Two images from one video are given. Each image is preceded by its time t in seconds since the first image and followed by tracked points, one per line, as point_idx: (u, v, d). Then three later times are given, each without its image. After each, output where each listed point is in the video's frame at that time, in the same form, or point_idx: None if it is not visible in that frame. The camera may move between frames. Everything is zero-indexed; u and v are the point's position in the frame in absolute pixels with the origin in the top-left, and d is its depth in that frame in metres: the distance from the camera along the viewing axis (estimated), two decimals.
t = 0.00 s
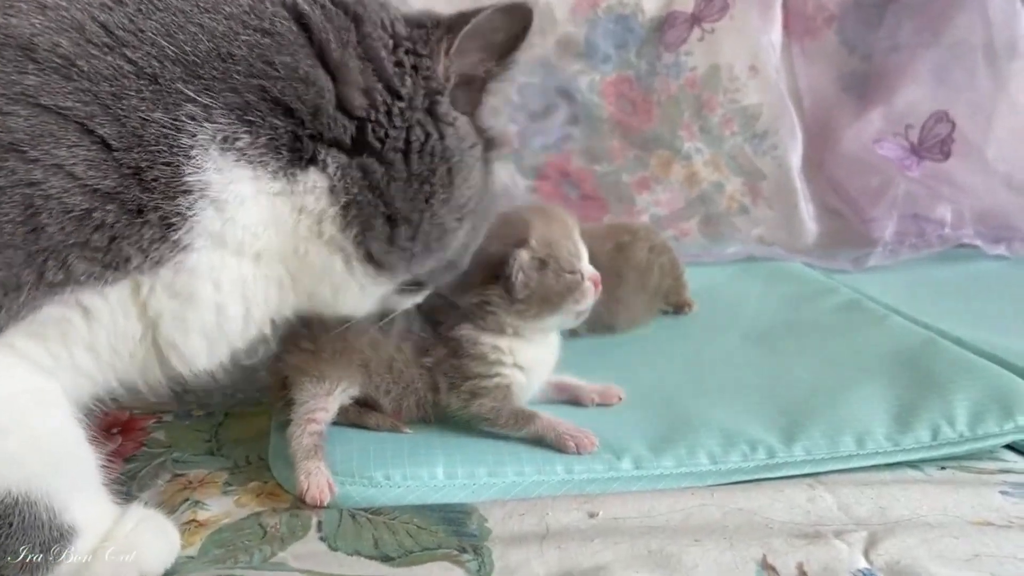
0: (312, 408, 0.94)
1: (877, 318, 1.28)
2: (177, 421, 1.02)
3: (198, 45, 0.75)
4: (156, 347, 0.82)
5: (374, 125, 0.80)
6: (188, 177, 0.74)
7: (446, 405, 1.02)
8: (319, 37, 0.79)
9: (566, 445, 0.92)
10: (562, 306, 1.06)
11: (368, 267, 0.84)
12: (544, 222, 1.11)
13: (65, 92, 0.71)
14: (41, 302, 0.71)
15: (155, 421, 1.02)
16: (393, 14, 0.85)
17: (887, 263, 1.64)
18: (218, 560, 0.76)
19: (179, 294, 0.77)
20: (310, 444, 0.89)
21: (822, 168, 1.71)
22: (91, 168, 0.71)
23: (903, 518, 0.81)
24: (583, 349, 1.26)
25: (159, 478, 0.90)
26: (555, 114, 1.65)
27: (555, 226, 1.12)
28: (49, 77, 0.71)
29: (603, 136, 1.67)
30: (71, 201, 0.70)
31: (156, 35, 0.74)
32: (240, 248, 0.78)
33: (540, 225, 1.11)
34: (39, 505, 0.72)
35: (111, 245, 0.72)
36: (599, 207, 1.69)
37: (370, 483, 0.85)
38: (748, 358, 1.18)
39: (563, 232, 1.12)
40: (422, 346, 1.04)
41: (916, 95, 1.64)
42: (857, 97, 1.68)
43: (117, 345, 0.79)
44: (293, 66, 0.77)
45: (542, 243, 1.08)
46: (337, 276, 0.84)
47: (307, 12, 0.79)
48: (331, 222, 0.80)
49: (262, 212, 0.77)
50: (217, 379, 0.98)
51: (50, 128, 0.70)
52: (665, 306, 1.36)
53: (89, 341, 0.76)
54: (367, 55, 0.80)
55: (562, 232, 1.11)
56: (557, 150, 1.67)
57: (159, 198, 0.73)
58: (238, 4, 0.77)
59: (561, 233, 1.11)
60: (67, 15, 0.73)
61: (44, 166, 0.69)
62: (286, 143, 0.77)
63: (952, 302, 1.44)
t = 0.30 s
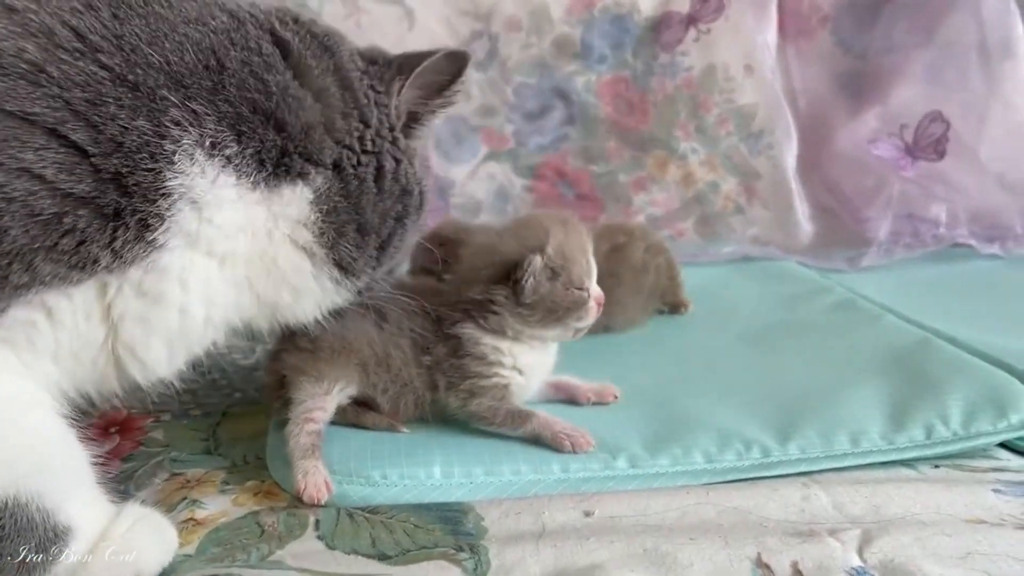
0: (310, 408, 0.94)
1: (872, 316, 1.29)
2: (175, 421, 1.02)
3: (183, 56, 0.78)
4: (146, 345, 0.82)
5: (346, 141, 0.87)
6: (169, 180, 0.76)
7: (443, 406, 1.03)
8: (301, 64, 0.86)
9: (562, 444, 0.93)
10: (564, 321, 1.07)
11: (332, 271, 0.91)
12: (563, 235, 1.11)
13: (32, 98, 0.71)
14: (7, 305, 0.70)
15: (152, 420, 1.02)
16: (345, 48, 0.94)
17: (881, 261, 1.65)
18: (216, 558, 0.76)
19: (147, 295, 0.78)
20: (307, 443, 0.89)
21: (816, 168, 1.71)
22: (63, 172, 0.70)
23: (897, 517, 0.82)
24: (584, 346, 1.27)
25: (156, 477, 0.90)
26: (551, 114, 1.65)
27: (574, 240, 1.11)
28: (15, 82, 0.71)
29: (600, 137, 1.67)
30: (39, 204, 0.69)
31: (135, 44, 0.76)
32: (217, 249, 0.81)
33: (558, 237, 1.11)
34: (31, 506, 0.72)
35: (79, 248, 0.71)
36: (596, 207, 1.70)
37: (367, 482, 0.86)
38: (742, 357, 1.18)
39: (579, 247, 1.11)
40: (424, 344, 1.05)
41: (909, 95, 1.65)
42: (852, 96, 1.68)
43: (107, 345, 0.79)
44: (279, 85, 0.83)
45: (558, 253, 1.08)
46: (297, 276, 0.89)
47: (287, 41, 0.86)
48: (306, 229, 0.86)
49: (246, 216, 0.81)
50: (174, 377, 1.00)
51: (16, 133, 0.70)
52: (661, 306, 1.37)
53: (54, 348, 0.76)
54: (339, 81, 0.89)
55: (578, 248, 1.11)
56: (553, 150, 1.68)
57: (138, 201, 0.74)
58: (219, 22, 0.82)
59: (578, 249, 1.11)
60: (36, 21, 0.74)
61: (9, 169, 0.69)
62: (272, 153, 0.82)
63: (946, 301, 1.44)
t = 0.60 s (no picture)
0: (310, 408, 0.95)
1: (870, 315, 1.30)
2: (176, 419, 1.03)
3: (172, 61, 0.79)
4: (145, 340, 0.83)
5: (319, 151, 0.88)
6: (162, 183, 0.77)
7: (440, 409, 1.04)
8: (282, 72, 0.87)
9: (560, 444, 0.93)
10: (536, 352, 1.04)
11: (317, 281, 0.93)
12: (545, 259, 1.05)
13: (25, 97, 0.71)
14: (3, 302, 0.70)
15: (153, 419, 1.03)
16: (317, 50, 0.95)
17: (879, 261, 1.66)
18: (219, 555, 0.77)
19: (143, 293, 0.79)
20: (306, 443, 0.90)
21: (814, 168, 1.72)
22: (56, 171, 0.71)
23: (895, 514, 0.83)
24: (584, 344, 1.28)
25: (158, 475, 0.91)
26: (550, 114, 1.66)
27: (557, 268, 1.04)
28: (8, 81, 0.71)
29: (598, 137, 1.68)
30: (32, 202, 0.69)
31: (126, 46, 0.77)
32: (211, 250, 0.82)
33: (539, 263, 1.04)
34: (33, 504, 0.72)
35: (71, 247, 0.72)
36: (594, 207, 1.71)
37: (369, 481, 0.86)
38: (740, 356, 1.19)
39: (559, 271, 1.04)
40: (422, 347, 1.07)
41: (907, 95, 1.66)
42: (849, 96, 1.68)
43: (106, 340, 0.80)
44: (263, 95, 0.84)
45: (530, 282, 1.03)
46: (283, 282, 0.91)
47: (263, 48, 0.87)
48: (288, 238, 0.88)
49: (232, 226, 0.83)
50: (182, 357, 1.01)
51: (8, 131, 0.70)
52: (659, 305, 1.37)
53: (50, 345, 0.76)
54: (316, 89, 0.90)
55: (561, 272, 1.04)
56: (551, 150, 1.68)
57: (130, 201, 0.75)
58: (201, 28, 0.83)
59: (559, 274, 1.04)
60: (27, 21, 0.74)
61: (4, 167, 0.69)
62: (257, 164, 0.83)
63: (943, 300, 1.45)
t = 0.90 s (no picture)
0: (309, 407, 0.94)
1: (869, 314, 1.30)
2: (174, 418, 1.02)
3: (176, 63, 0.80)
4: (144, 339, 0.83)
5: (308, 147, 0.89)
6: (166, 183, 0.78)
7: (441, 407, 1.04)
8: (272, 72, 0.89)
9: (559, 442, 0.93)
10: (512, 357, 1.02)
11: (303, 280, 0.93)
12: (528, 264, 1.04)
13: (37, 95, 0.72)
14: (5, 299, 0.69)
15: (152, 418, 1.02)
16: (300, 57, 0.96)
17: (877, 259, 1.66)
18: (218, 554, 0.77)
19: (138, 292, 0.78)
20: (304, 442, 0.89)
21: (812, 167, 1.72)
22: (64, 168, 0.71)
23: (894, 512, 0.83)
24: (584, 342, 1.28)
25: (157, 474, 0.91)
26: (548, 113, 1.66)
27: (537, 273, 1.03)
28: (20, 79, 0.71)
29: (596, 136, 1.68)
30: (42, 199, 0.70)
31: (133, 46, 0.78)
32: (207, 248, 0.82)
33: (520, 267, 1.03)
34: (33, 501, 0.72)
35: (76, 243, 0.72)
36: (592, 206, 1.71)
37: (369, 479, 0.86)
38: (739, 355, 1.19)
39: (539, 277, 1.03)
40: (421, 343, 1.07)
41: (905, 95, 1.66)
42: (847, 95, 1.69)
43: (106, 338, 0.80)
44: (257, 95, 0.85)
45: (505, 284, 1.03)
46: (267, 282, 0.90)
47: (255, 52, 0.89)
48: (273, 235, 0.87)
49: (226, 223, 0.83)
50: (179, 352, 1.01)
51: (19, 128, 0.70)
52: (657, 304, 1.37)
53: (49, 344, 0.75)
54: (303, 90, 0.91)
55: (542, 278, 1.02)
56: (550, 149, 1.68)
57: (136, 200, 0.76)
58: (197, 34, 0.84)
59: (538, 280, 1.02)
60: (41, 21, 0.75)
61: (17, 163, 0.69)
62: (249, 165, 0.83)
63: (942, 299, 1.45)
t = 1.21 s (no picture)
0: (307, 406, 0.94)
1: (868, 314, 1.29)
2: (173, 418, 1.02)
3: (124, 53, 0.78)
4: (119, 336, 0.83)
5: (247, 142, 0.81)
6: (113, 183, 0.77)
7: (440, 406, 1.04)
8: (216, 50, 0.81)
9: (557, 442, 0.93)
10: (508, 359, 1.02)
11: (241, 288, 0.84)
12: (529, 265, 1.03)
13: None
14: None
15: (150, 417, 1.02)
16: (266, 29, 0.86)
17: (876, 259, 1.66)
18: (216, 552, 0.77)
19: (97, 292, 0.78)
20: (302, 442, 0.89)
21: (811, 167, 1.72)
22: (20, 162, 0.73)
23: (892, 512, 0.83)
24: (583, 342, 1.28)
25: (154, 473, 0.91)
26: (547, 113, 1.66)
27: (536, 275, 1.02)
28: None
29: (595, 136, 1.68)
30: None
31: (84, 36, 0.77)
32: (156, 252, 0.80)
33: (521, 268, 1.03)
34: (27, 498, 0.72)
35: (41, 239, 0.74)
36: (591, 206, 1.70)
37: (367, 478, 0.86)
38: (739, 355, 1.19)
39: (538, 278, 1.02)
40: (421, 343, 1.06)
41: (903, 95, 1.66)
42: (846, 95, 1.69)
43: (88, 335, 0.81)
44: (194, 84, 0.80)
45: (504, 284, 1.02)
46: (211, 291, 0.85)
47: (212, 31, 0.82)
48: (205, 242, 0.81)
49: (169, 230, 0.80)
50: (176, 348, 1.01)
51: None
52: (656, 304, 1.37)
53: (26, 338, 0.78)
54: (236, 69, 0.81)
55: (541, 280, 1.02)
56: (549, 149, 1.68)
57: (88, 198, 0.76)
58: (154, 16, 0.80)
59: (537, 282, 1.01)
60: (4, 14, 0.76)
61: None
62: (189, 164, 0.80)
63: (940, 299, 1.45)
